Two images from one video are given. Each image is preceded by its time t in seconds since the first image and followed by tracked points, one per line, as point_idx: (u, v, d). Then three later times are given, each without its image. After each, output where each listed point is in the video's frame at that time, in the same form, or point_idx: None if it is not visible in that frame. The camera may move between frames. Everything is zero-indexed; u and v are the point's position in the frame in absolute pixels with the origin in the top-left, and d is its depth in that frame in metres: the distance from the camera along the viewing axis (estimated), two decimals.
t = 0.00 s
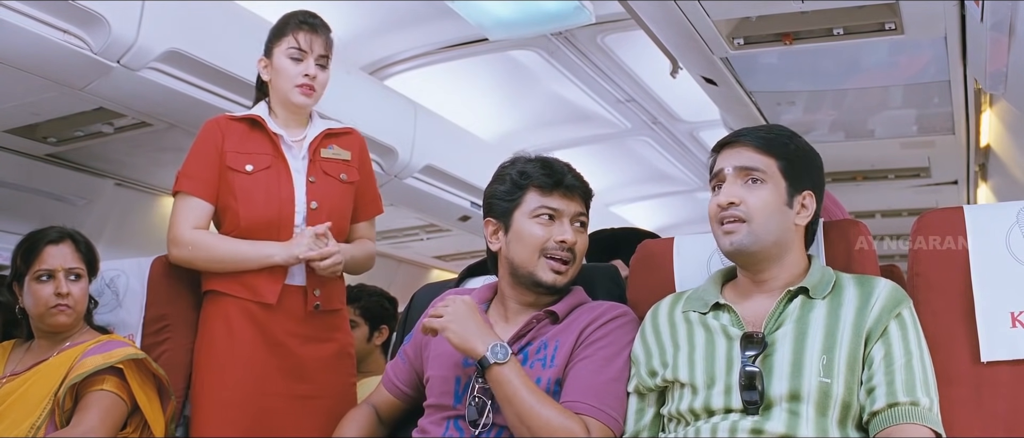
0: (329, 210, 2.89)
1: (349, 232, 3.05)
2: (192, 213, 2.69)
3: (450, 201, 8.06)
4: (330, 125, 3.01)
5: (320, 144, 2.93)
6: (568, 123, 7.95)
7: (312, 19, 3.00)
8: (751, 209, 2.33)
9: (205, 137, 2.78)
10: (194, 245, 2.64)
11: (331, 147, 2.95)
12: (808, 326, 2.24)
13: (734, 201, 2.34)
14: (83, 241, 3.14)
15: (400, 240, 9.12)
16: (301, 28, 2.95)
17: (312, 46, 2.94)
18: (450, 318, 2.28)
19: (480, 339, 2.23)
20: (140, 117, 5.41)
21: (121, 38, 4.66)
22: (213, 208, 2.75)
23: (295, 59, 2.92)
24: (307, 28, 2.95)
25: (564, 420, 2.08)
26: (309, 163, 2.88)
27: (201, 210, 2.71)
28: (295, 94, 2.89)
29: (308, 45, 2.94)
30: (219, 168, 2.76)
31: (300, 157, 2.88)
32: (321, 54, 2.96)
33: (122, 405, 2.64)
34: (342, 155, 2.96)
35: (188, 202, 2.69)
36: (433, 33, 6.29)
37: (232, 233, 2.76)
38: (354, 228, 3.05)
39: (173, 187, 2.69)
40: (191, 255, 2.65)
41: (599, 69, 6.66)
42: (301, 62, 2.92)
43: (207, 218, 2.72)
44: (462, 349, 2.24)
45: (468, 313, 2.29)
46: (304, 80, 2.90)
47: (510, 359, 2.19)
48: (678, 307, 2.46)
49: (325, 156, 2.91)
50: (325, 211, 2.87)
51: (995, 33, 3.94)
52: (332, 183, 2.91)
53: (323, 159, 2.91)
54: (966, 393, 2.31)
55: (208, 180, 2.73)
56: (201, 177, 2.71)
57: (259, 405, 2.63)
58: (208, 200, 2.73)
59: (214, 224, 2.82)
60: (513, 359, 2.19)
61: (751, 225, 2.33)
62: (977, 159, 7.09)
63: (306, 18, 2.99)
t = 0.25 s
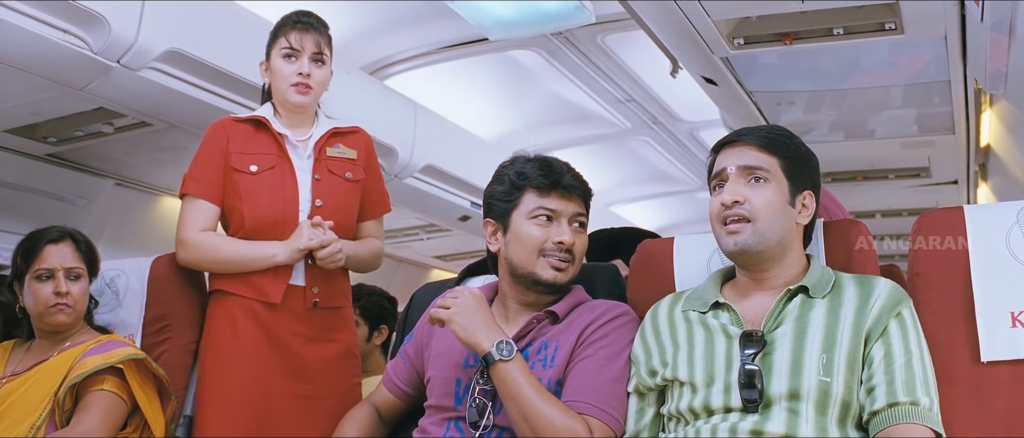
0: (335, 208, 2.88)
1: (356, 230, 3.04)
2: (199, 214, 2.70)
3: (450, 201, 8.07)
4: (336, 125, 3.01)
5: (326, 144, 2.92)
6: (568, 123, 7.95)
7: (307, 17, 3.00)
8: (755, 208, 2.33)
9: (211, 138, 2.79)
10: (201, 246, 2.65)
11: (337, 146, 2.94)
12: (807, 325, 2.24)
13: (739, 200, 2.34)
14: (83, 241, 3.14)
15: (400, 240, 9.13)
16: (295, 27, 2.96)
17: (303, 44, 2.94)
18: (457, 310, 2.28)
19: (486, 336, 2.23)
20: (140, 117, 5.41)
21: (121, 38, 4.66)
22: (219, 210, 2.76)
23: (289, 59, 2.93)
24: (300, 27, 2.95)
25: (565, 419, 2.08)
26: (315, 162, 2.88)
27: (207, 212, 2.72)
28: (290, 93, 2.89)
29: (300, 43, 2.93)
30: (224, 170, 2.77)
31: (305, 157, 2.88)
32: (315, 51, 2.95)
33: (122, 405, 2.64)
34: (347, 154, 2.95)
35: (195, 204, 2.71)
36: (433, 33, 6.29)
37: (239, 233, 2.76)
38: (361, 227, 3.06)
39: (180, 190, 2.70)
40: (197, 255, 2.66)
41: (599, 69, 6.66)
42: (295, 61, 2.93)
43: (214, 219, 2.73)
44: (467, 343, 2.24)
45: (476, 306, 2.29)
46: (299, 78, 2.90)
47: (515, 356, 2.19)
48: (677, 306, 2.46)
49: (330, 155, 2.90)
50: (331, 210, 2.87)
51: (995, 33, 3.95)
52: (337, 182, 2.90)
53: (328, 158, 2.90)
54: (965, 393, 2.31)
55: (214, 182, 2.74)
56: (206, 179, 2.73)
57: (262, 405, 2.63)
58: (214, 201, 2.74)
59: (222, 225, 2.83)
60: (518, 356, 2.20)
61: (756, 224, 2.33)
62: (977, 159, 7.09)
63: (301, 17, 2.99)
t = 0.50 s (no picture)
0: (337, 208, 2.87)
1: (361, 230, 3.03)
2: (204, 219, 2.72)
3: (450, 201, 8.07)
4: (341, 125, 3.00)
5: (328, 144, 2.92)
6: (568, 123, 7.96)
7: (306, 17, 2.98)
8: (751, 205, 2.33)
9: (214, 142, 2.80)
10: (205, 250, 2.67)
11: (340, 146, 2.93)
12: (807, 325, 2.24)
13: (734, 197, 2.34)
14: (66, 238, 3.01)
15: (400, 240, 9.13)
16: (295, 27, 2.95)
17: (302, 44, 2.93)
18: (459, 308, 2.28)
19: (489, 334, 2.23)
20: (140, 117, 5.41)
21: (121, 38, 4.68)
22: (224, 213, 2.78)
23: (289, 60, 2.93)
24: (300, 27, 2.94)
25: (565, 418, 2.09)
26: (317, 163, 2.87)
27: (212, 216, 2.74)
28: (290, 93, 2.89)
29: (298, 44, 2.92)
30: (227, 172, 2.78)
31: (307, 157, 2.88)
32: (314, 50, 2.93)
33: (122, 406, 2.64)
34: (351, 154, 2.93)
35: (199, 208, 2.73)
36: (433, 33, 6.29)
37: (242, 236, 2.77)
38: (368, 227, 3.03)
39: (185, 194, 2.72)
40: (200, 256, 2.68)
41: (599, 69, 6.66)
42: (295, 62, 2.92)
43: (219, 223, 2.75)
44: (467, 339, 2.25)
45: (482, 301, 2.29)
46: (298, 78, 2.90)
47: (516, 355, 2.19)
48: (677, 306, 2.46)
49: (333, 155, 2.89)
50: (333, 210, 2.85)
51: (995, 33, 3.95)
52: (339, 181, 2.88)
53: (331, 158, 2.89)
54: (966, 393, 2.31)
55: (217, 186, 2.75)
56: (209, 183, 2.74)
57: (264, 405, 2.63)
58: (218, 204, 2.75)
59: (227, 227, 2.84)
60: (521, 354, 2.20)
61: (751, 222, 2.33)
62: (977, 159, 7.09)
63: (300, 17, 2.97)
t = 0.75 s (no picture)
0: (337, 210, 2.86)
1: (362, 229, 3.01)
2: (206, 221, 2.73)
3: (450, 201, 8.06)
4: (343, 127, 2.98)
5: (329, 146, 2.90)
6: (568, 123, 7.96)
7: (313, 18, 2.97)
8: (725, 207, 2.37)
9: (214, 145, 2.81)
10: (207, 252, 2.67)
11: (341, 148, 2.91)
12: (807, 324, 2.24)
13: (709, 199, 2.39)
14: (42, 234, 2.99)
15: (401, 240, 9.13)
16: (303, 29, 2.94)
17: (308, 46, 2.92)
18: (463, 307, 2.26)
19: (491, 331, 2.23)
20: (141, 117, 5.41)
21: (121, 38, 4.69)
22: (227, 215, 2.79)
23: (294, 61, 2.92)
24: (307, 28, 2.94)
25: (565, 416, 2.09)
26: (316, 165, 2.86)
27: (215, 219, 2.74)
28: (294, 94, 2.89)
29: (305, 45, 2.92)
30: (227, 175, 2.78)
31: (307, 159, 2.87)
32: (319, 53, 2.93)
33: (121, 406, 2.64)
34: (351, 156, 2.91)
35: (200, 211, 2.73)
36: (433, 33, 6.29)
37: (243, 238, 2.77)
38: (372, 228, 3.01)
39: (187, 198, 2.73)
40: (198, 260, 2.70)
41: (599, 69, 6.66)
42: (300, 63, 2.92)
43: (221, 226, 2.75)
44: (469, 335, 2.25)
45: (493, 296, 2.27)
46: (302, 80, 2.90)
47: (516, 354, 2.18)
48: (678, 306, 2.46)
49: (333, 157, 2.88)
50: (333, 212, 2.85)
51: (995, 33, 3.95)
52: (339, 183, 2.87)
53: (330, 160, 2.88)
54: (966, 393, 2.31)
55: (217, 189, 2.76)
56: (210, 186, 2.75)
57: (265, 406, 2.63)
58: (220, 207, 2.76)
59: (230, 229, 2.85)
60: (521, 351, 2.19)
61: (723, 225, 2.36)
62: (978, 158, 7.09)
63: (309, 19, 2.97)
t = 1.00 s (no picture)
0: (337, 211, 2.87)
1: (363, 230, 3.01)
2: (207, 222, 2.73)
3: (450, 201, 8.07)
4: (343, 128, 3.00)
5: (329, 147, 2.91)
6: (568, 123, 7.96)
7: (325, 22, 2.98)
8: (738, 211, 2.34)
9: (215, 145, 2.82)
10: (207, 252, 2.68)
11: (341, 149, 2.93)
12: (805, 324, 2.24)
13: (722, 204, 2.35)
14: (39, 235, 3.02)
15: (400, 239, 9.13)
16: (314, 31, 2.94)
17: (320, 50, 2.92)
18: (473, 303, 2.29)
19: (498, 328, 2.23)
20: (140, 116, 5.41)
21: (121, 38, 4.69)
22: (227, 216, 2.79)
23: (304, 63, 2.91)
24: (319, 32, 2.93)
25: (567, 414, 2.09)
26: (317, 165, 2.87)
27: (215, 219, 2.74)
28: (302, 98, 2.88)
29: (316, 49, 2.91)
30: (227, 176, 2.79)
31: (307, 160, 2.87)
32: (330, 58, 2.93)
33: (121, 406, 2.64)
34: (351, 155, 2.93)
35: (201, 211, 2.73)
36: (433, 32, 6.29)
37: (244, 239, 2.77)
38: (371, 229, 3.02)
39: (187, 198, 2.73)
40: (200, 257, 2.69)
41: (599, 69, 6.66)
42: (309, 67, 2.91)
43: (221, 225, 2.76)
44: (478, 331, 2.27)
45: (502, 294, 2.27)
46: (310, 84, 2.89)
47: (521, 352, 2.18)
48: (679, 307, 2.46)
49: (332, 158, 2.90)
50: (333, 212, 2.86)
51: (995, 33, 3.94)
52: (338, 183, 2.90)
53: (330, 161, 2.90)
54: (967, 393, 2.31)
55: (218, 189, 2.76)
56: (210, 186, 2.75)
57: (265, 405, 2.63)
58: (220, 208, 2.76)
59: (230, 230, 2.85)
60: (528, 348, 2.19)
61: (739, 228, 2.33)
62: (978, 159, 7.09)
63: (319, 21, 2.97)
